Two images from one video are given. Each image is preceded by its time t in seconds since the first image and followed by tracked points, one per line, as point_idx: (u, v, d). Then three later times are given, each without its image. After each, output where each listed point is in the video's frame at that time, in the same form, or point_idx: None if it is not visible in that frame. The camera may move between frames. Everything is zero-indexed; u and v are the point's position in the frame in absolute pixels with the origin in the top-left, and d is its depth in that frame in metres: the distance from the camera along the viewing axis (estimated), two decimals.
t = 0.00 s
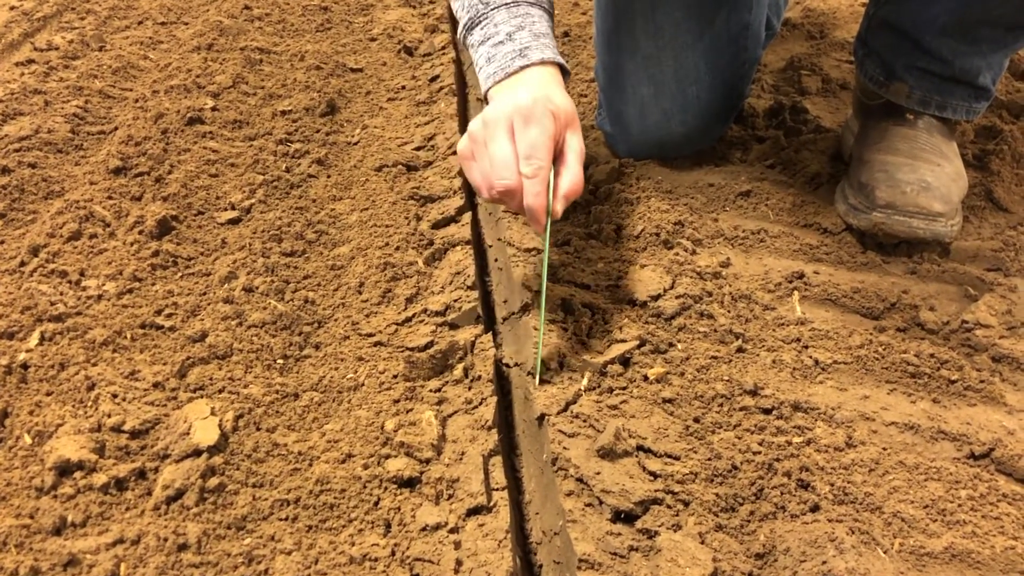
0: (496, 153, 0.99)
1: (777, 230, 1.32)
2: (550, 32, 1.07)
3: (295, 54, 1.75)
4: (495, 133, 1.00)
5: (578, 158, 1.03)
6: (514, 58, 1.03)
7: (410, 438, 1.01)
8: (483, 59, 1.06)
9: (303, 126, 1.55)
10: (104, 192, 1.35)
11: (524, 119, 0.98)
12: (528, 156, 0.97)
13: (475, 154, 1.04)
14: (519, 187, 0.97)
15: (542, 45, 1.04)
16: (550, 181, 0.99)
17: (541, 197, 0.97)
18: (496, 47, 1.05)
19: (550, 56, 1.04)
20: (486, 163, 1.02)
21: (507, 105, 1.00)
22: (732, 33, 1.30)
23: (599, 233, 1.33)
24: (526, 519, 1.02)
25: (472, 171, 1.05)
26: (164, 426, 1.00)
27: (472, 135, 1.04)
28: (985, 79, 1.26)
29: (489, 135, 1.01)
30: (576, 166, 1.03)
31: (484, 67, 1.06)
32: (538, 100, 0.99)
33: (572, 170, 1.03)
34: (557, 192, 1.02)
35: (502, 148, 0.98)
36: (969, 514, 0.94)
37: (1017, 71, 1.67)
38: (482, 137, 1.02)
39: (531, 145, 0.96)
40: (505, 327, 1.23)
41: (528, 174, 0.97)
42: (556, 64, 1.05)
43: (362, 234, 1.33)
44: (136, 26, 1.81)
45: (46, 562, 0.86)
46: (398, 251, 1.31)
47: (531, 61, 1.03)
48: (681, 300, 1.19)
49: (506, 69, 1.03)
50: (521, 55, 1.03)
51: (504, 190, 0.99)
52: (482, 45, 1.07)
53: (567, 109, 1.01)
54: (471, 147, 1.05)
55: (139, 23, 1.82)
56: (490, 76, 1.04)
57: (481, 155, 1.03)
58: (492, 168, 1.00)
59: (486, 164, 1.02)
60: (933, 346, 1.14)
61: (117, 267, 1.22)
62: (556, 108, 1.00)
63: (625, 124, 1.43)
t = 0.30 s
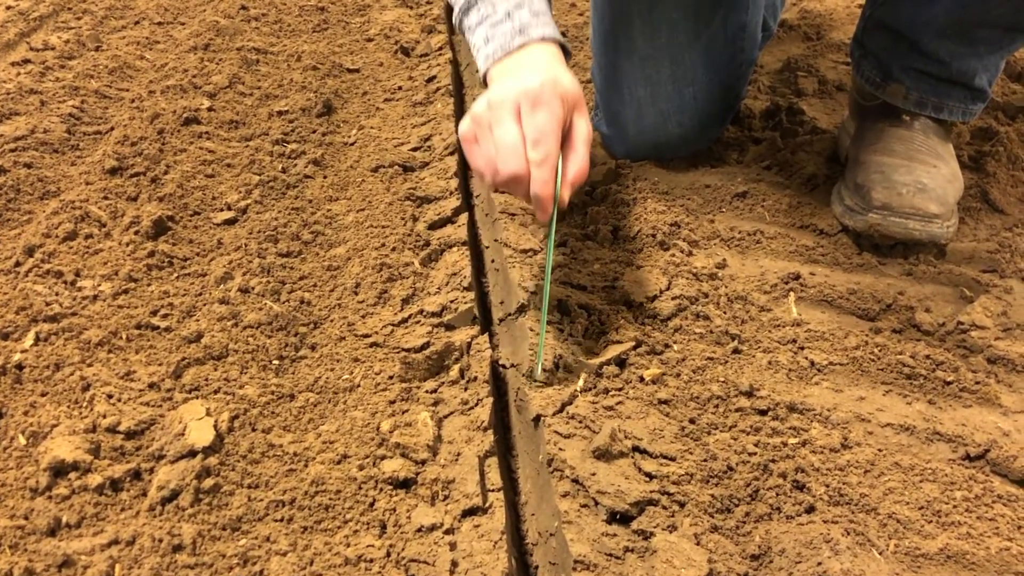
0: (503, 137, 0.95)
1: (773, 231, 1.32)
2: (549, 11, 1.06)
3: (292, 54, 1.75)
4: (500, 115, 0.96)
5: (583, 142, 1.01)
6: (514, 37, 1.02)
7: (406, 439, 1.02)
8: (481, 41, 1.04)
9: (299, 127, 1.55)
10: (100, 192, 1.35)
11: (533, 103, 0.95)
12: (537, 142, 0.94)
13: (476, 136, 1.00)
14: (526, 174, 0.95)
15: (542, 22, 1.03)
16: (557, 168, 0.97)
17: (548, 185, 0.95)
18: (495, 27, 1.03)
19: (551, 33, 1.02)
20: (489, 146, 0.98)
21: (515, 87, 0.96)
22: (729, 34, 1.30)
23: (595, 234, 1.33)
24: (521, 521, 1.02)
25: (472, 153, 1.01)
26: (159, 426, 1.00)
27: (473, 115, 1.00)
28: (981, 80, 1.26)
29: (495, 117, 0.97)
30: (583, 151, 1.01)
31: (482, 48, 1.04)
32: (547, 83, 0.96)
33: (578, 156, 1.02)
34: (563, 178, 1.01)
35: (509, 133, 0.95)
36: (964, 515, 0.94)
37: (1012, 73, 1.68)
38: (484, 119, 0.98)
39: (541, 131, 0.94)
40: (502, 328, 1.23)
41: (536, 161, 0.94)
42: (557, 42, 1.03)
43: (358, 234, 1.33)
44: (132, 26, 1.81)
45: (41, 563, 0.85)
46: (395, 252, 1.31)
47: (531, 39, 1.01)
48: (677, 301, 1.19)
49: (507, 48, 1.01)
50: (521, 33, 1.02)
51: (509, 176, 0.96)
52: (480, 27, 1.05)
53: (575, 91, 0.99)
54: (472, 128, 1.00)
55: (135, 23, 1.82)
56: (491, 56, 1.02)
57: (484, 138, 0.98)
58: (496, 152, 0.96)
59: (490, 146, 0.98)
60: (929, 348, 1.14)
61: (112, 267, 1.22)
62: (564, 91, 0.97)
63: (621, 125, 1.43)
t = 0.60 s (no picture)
0: (506, 166, 0.96)
1: (770, 233, 1.33)
2: (551, 28, 1.06)
3: (290, 55, 1.75)
4: (504, 144, 0.96)
5: (586, 168, 1.01)
6: (517, 56, 1.02)
7: (403, 440, 1.02)
8: (483, 58, 1.05)
9: (297, 127, 1.55)
10: (97, 192, 1.35)
11: (535, 132, 0.95)
12: (538, 171, 0.94)
13: (483, 163, 1.00)
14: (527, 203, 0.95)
15: (544, 41, 1.03)
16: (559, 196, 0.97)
17: (550, 213, 0.95)
18: (498, 45, 1.03)
19: (553, 52, 1.03)
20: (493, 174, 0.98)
21: (517, 115, 0.96)
22: (726, 36, 1.31)
23: (592, 236, 1.33)
24: (518, 522, 1.02)
25: (479, 180, 1.01)
26: (156, 427, 1.00)
27: (479, 143, 1.00)
28: (978, 83, 1.27)
29: (498, 147, 0.97)
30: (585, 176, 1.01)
31: (485, 66, 1.04)
32: (550, 111, 0.95)
33: (580, 181, 1.01)
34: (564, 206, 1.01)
35: (512, 163, 0.95)
36: (960, 517, 0.94)
37: (1009, 76, 1.68)
38: (489, 148, 0.98)
39: (542, 159, 0.94)
40: (499, 329, 1.23)
41: (537, 190, 0.94)
42: (559, 62, 1.04)
43: (356, 235, 1.33)
44: (130, 27, 1.81)
45: (37, 564, 0.85)
46: (392, 253, 1.31)
47: (535, 58, 1.02)
48: (674, 302, 1.19)
49: (510, 68, 1.02)
50: (524, 52, 1.02)
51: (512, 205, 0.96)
52: (482, 44, 1.05)
53: (577, 117, 0.98)
54: (479, 155, 1.01)
55: (133, 23, 1.82)
56: (494, 76, 1.03)
57: (490, 166, 0.99)
58: (499, 181, 0.97)
59: (494, 175, 0.98)
60: (925, 349, 1.14)
61: (110, 267, 1.22)
62: (567, 118, 0.97)
63: (619, 127, 1.43)
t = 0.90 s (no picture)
0: (507, 200, 0.96)
1: (769, 234, 1.33)
2: (552, 60, 1.04)
3: (288, 55, 1.75)
4: (505, 178, 0.97)
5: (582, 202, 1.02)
6: (517, 91, 1.01)
7: (401, 441, 1.02)
8: (483, 90, 1.04)
9: (296, 128, 1.55)
10: (95, 193, 1.35)
11: (537, 168, 0.95)
12: (539, 206, 0.95)
13: (483, 196, 1.00)
14: (528, 237, 0.96)
15: (545, 76, 1.02)
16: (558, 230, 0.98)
17: (550, 247, 0.96)
18: (497, 79, 1.02)
19: (554, 89, 1.02)
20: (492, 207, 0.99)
21: (519, 150, 0.96)
22: (725, 38, 1.31)
23: (591, 237, 1.33)
24: (517, 522, 1.02)
25: (479, 213, 1.02)
26: (155, 428, 1.00)
27: (479, 175, 1.00)
28: (976, 85, 1.27)
29: (499, 180, 0.97)
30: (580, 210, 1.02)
31: (484, 98, 1.04)
32: (551, 147, 0.96)
33: (575, 215, 1.02)
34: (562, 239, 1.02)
35: (514, 197, 0.95)
36: (958, 518, 0.94)
37: (1007, 78, 1.69)
38: (490, 181, 0.99)
39: (544, 196, 0.95)
40: (498, 331, 1.23)
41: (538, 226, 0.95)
42: (559, 96, 1.03)
43: (354, 236, 1.33)
44: (128, 27, 1.81)
45: (35, 564, 0.85)
46: (391, 254, 1.31)
47: (535, 95, 1.01)
48: (673, 303, 1.19)
49: (509, 103, 1.01)
50: (525, 88, 1.01)
51: (512, 238, 0.97)
52: (481, 75, 1.04)
53: (577, 153, 0.99)
54: (478, 188, 1.01)
55: (132, 24, 1.82)
56: (493, 108, 1.02)
57: (490, 199, 0.99)
58: (500, 214, 0.97)
59: (495, 209, 0.99)
60: (923, 351, 1.15)
61: (108, 268, 1.22)
62: (567, 154, 0.98)
63: (617, 128, 1.43)
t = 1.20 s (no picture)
0: (475, 201, 0.95)
1: (768, 235, 1.33)
2: (532, 58, 1.05)
3: (288, 56, 1.75)
4: (474, 180, 0.96)
5: (555, 201, 1.01)
6: (494, 89, 1.02)
7: (401, 441, 1.02)
8: (462, 86, 1.04)
9: (296, 129, 1.55)
10: (96, 193, 1.35)
11: (504, 168, 0.94)
12: (507, 206, 0.93)
13: (454, 198, 1.00)
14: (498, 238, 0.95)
15: (522, 74, 1.02)
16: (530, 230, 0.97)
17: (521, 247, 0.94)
18: (476, 76, 1.03)
19: (531, 86, 1.02)
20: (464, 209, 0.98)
21: (487, 151, 0.96)
22: (725, 39, 1.31)
23: (591, 238, 1.33)
24: (516, 523, 1.02)
25: (451, 215, 1.01)
26: (155, 428, 1.00)
27: (450, 178, 1.00)
28: (976, 86, 1.27)
29: (468, 182, 0.97)
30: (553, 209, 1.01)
31: (462, 95, 1.04)
32: (518, 147, 0.95)
33: (549, 215, 1.01)
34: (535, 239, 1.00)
35: (482, 198, 0.95)
36: (957, 519, 0.94)
37: (1006, 80, 1.69)
38: (461, 183, 0.98)
39: (511, 195, 0.93)
40: (497, 331, 1.24)
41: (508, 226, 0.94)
42: (536, 94, 1.04)
43: (354, 237, 1.34)
44: (128, 28, 1.81)
45: (35, 564, 0.85)
46: (390, 254, 1.31)
47: (511, 92, 1.02)
48: (672, 304, 1.19)
49: (486, 100, 1.02)
50: (502, 85, 1.02)
51: (483, 239, 0.96)
52: (461, 72, 1.05)
53: (547, 153, 0.98)
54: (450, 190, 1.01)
55: (132, 24, 1.82)
56: (471, 105, 1.03)
57: (461, 200, 0.99)
58: (471, 215, 0.96)
59: (465, 210, 0.98)
60: (923, 352, 1.15)
61: (108, 268, 1.22)
62: (536, 154, 0.97)
63: (616, 129, 1.44)
